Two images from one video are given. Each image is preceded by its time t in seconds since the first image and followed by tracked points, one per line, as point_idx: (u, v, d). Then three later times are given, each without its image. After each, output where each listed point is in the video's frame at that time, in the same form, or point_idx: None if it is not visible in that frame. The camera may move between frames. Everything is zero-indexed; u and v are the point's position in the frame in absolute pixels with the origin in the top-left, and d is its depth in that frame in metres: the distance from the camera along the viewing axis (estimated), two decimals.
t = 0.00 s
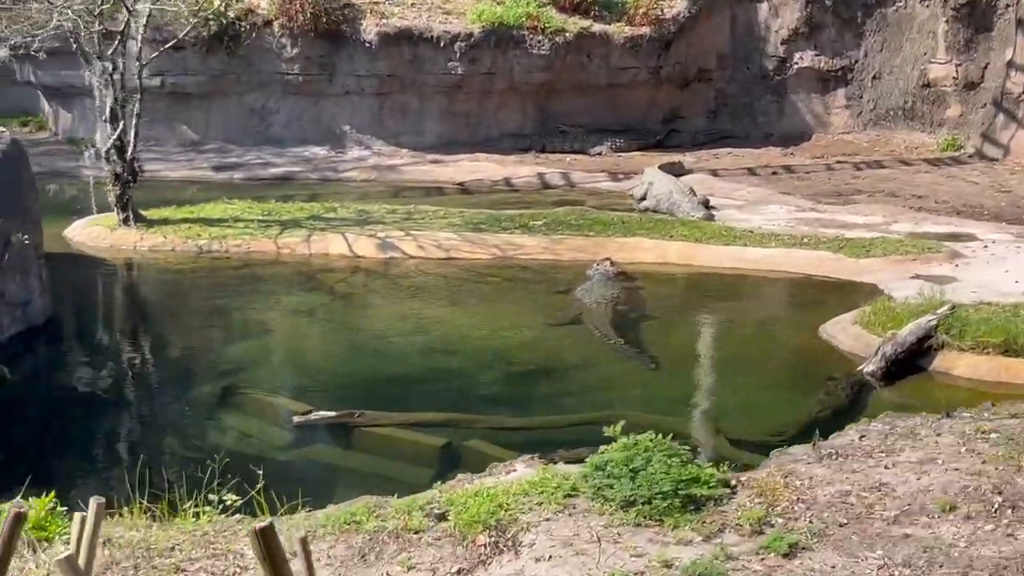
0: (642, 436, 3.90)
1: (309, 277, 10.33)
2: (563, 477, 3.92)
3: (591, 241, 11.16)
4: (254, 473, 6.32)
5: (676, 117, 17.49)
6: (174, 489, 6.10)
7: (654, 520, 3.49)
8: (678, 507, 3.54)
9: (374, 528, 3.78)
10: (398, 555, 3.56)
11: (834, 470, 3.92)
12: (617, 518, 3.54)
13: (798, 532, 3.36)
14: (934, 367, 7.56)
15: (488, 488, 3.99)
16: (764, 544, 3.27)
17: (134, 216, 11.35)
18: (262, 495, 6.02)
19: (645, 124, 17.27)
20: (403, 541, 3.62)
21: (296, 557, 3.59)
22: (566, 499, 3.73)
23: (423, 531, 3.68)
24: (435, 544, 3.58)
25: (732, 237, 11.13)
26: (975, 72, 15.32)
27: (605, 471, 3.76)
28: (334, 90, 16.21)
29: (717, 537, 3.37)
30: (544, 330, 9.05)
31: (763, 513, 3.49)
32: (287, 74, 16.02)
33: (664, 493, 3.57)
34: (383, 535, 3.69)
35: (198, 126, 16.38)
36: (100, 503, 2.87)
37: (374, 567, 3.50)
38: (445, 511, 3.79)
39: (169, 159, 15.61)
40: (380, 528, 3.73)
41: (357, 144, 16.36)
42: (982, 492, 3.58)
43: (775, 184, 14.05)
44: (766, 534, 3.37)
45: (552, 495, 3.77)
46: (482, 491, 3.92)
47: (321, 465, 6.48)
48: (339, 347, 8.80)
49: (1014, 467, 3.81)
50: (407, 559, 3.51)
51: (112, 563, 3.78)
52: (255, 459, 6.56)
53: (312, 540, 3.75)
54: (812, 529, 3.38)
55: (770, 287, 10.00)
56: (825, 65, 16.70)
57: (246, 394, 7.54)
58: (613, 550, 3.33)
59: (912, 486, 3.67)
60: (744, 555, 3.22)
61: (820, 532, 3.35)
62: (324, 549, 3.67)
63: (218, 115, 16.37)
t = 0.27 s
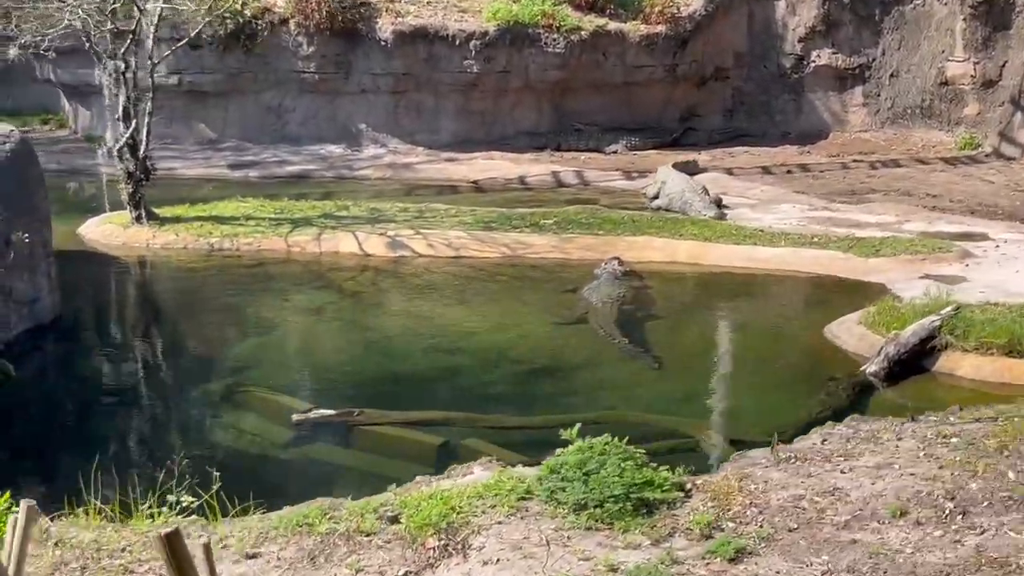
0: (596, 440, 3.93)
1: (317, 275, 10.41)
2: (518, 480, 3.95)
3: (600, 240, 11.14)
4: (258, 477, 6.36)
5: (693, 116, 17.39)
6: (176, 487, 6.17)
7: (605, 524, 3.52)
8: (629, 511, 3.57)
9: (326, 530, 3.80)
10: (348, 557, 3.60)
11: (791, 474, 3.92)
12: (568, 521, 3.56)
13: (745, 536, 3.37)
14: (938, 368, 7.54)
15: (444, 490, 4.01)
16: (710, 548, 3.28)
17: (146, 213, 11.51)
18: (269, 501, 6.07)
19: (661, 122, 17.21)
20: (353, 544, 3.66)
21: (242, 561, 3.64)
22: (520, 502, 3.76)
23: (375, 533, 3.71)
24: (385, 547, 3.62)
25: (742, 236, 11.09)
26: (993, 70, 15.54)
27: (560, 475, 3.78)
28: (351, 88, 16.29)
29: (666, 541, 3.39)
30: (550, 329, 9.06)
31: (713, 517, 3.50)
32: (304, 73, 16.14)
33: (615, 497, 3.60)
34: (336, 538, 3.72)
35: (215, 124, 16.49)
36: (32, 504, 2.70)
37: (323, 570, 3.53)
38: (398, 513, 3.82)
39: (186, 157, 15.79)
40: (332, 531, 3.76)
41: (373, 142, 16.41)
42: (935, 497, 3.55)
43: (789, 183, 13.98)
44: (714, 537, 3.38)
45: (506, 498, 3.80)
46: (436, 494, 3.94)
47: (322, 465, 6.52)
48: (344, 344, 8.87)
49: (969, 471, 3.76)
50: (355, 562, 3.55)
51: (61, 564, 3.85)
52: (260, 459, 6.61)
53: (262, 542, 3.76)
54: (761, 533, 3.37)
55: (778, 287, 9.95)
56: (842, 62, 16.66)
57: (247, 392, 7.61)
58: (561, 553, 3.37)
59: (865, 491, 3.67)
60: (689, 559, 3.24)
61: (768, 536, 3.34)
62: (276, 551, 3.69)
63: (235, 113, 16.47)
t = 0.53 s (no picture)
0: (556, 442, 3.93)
1: (322, 274, 10.51)
2: (477, 483, 3.94)
3: (606, 238, 11.13)
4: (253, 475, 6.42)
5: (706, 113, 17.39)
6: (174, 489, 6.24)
7: (560, 527, 3.51)
8: (584, 514, 3.55)
9: (281, 533, 3.81)
10: (300, 560, 3.59)
11: (752, 478, 3.91)
12: (524, 525, 3.55)
13: (697, 540, 3.35)
14: (939, 369, 7.54)
15: (404, 492, 4.01)
16: (662, 553, 3.27)
17: (154, 212, 11.70)
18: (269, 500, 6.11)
19: (673, 120, 17.19)
20: (308, 546, 3.66)
21: (198, 564, 3.65)
22: (477, 505, 3.75)
23: (331, 536, 3.71)
24: (339, 549, 3.62)
25: (749, 235, 11.06)
26: (1008, 67, 15.44)
27: (518, 478, 3.77)
28: (362, 86, 16.33)
29: (619, 545, 3.38)
30: (553, 329, 9.07)
31: (667, 521, 3.49)
32: (316, 71, 16.19)
33: (572, 500, 3.58)
34: (290, 541, 3.73)
35: (228, 122, 16.64)
36: None
37: (275, 572, 3.53)
38: (354, 515, 3.82)
39: (199, 156, 15.98)
40: (286, 534, 3.78)
41: (384, 141, 16.47)
42: (891, 502, 3.50)
43: (799, 181, 13.90)
44: (667, 542, 3.37)
45: (463, 501, 3.79)
46: (395, 497, 3.93)
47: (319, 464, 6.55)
48: (347, 343, 8.93)
49: (928, 476, 3.70)
50: (307, 565, 3.53)
51: (16, 566, 3.87)
52: (259, 459, 6.65)
53: (218, 545, 3.80)
54: (716, 537, 3.34)
55: (782, 287, 9.89)
56: (856, 60, 16.54)
57: (247, 391, 7.69)
58: (513, 557, 3.35)
59: (822, 495, 3.63)
60: (640, 563, 3.23)
61: (722, 541, 3.32)
62: (229, 554, 3.71)
63: (247, 112, 16.59)
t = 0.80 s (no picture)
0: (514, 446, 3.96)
1: (325, 275, 10.60)
2: (435, 488, 3.97)
3: (610, 239, 11.14)
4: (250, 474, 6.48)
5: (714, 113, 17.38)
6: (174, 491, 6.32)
7: (514, 531, 3.53)
8: (539, 518, 3.58)
9: (239, 537, 3.84)
10: (254, 564, 3.61)
11: (709, 481, 3.93)
12: (478, 529, 3.58)
13: (649, 544, 3.39)
14: (936, 370, 7.54)
15: (363, 496, 4.03)
16: (612, 557, 3.30)
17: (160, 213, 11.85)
18: (265, 500, 6.16)
19: (682, 120, 17.19)
20: (262, 550, 3.69)
21: (152, 567, 3.66)
22: (434, 509, 3.78)
23: (285, 540, 3.75)
24: (293, 554, 3.65)
25: (753, 236, 11.04)
26: (1017, 67, 15.44)
27: (475, 482, 3.80)
28: (370, 87, 16.39)
29: (571, 549, 3.41)
30: (553, 329, 9.09)
31: (621, 525, 3.51)
32: (324, 72, 16.26)
33: (527, 504, 3.61)
34: (247, 545, 3.76)
35: (237, 123, 16.75)
36: None
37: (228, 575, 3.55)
38: (311, 519, 3.85)
39: (208, 157, 16.10)
40: (245, 538, 3.81)
41: (392, 141, 16.53)
42: (844, 507, 3.54)
43: (805, 181, 13.86)
44: (618, 546, 3.39)
45: (421, 505, 3.81)
46: (353, 501, 3.96)
47: (314, 465, 6.61)
48: (347, 343, 8.99)
49: (883, 481, 3.74)
50: (260, 568, 3.56)
51: None
52: (256, 459, 6.71)
53: (173, 548, 3.82)
54: (668, 542, 3.38)
55: (783, 287, 9.89)
56: (865, 60, 16.59)
57: (245, 391, 7.76)
58: (465, 561, 3.38)
59: (777, 500, 3.65)
60: (591, 568, 3.26)
61: (674, 545, 3.36)
62: (184, 557, 3.72)
63: (257, 113, 16.70)
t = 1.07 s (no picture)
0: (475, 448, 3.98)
1: (325, 275, 10.66)
2: (396, 489, 3.97)
3: (610, 238, 11.14)
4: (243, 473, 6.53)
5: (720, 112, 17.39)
6: (165, 491, 6.37)
7: (472, 533, 3.54)
8: (496, 520, 3.58)
9: (199, 539, 3.83)
10: (212, 566, 3.62)
11: (670, 483, 3.94)
12: (436, 531, 3.58)
13: (605, 546, 3.40)
14: (931, 369, 7.54)
15: (322, 498, 4.03)
16: (567, 559, 3.30)
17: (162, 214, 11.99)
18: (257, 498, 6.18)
19: (687, 119, 17.18)
20: (220, 553, 3.69)
21: (108, 569, 3.63)
22: (393, 511, 3.78)
23: (243, 542, 3.75)
24: (251, 556, 3.65)
25: (753, 235, 11.01)
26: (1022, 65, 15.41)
27: (436, 484, 3.81)
28: (375, 87, 16.43)
29: (527, 552, 3.41)
30: (550, 329, 9.09)
31: (578, 528, 3.52)
32: (328, 72, 16.30)
33: (485, 506, 3.61)
34: (206, 547, 3.76)
35: (242, 123, 16.83)
36: None
37: None
38: (270, 522, 3.86)
39: (213, 157, 16.17)
40: (204, 539, 3.80)
41: (397, 141, 16.56)
42: (801, 509, 3.53)
43: (809, 181, 13.82)
44: (574, 548, 3.39)
45: (379, 507, 3.82)
46: (313, 502, 3.96)
47: (307, 465, 6.64)
48: (344, 343, 9.03)
49: (841, 483, 3.75)
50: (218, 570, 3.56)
51: None
52: (249, 459, 6.76)
53: (132, 550, 3.78)
54: (624, 544, 3.39)
55: (782, 287, 9.87)
56: (870, 58, 16.55)
57: (241, 392, 7.80)
58: (421, 564, 3.38)
59: (735, 501, 3.64)
60: (546, 570, 3.26)
61: (630, 548, 3.37)
62: (142, 559, 3.71)
63: (262, 113, 16.78)
